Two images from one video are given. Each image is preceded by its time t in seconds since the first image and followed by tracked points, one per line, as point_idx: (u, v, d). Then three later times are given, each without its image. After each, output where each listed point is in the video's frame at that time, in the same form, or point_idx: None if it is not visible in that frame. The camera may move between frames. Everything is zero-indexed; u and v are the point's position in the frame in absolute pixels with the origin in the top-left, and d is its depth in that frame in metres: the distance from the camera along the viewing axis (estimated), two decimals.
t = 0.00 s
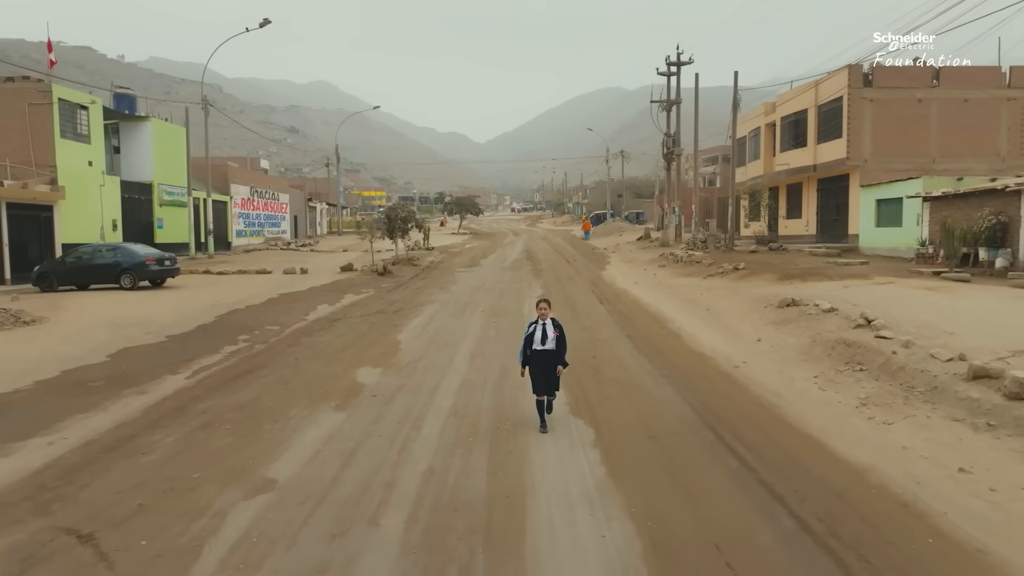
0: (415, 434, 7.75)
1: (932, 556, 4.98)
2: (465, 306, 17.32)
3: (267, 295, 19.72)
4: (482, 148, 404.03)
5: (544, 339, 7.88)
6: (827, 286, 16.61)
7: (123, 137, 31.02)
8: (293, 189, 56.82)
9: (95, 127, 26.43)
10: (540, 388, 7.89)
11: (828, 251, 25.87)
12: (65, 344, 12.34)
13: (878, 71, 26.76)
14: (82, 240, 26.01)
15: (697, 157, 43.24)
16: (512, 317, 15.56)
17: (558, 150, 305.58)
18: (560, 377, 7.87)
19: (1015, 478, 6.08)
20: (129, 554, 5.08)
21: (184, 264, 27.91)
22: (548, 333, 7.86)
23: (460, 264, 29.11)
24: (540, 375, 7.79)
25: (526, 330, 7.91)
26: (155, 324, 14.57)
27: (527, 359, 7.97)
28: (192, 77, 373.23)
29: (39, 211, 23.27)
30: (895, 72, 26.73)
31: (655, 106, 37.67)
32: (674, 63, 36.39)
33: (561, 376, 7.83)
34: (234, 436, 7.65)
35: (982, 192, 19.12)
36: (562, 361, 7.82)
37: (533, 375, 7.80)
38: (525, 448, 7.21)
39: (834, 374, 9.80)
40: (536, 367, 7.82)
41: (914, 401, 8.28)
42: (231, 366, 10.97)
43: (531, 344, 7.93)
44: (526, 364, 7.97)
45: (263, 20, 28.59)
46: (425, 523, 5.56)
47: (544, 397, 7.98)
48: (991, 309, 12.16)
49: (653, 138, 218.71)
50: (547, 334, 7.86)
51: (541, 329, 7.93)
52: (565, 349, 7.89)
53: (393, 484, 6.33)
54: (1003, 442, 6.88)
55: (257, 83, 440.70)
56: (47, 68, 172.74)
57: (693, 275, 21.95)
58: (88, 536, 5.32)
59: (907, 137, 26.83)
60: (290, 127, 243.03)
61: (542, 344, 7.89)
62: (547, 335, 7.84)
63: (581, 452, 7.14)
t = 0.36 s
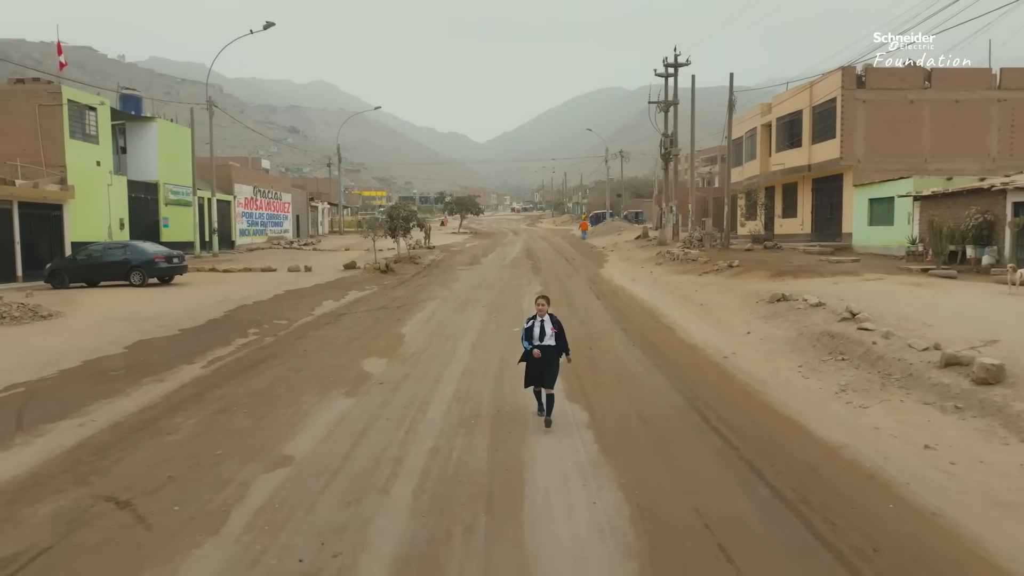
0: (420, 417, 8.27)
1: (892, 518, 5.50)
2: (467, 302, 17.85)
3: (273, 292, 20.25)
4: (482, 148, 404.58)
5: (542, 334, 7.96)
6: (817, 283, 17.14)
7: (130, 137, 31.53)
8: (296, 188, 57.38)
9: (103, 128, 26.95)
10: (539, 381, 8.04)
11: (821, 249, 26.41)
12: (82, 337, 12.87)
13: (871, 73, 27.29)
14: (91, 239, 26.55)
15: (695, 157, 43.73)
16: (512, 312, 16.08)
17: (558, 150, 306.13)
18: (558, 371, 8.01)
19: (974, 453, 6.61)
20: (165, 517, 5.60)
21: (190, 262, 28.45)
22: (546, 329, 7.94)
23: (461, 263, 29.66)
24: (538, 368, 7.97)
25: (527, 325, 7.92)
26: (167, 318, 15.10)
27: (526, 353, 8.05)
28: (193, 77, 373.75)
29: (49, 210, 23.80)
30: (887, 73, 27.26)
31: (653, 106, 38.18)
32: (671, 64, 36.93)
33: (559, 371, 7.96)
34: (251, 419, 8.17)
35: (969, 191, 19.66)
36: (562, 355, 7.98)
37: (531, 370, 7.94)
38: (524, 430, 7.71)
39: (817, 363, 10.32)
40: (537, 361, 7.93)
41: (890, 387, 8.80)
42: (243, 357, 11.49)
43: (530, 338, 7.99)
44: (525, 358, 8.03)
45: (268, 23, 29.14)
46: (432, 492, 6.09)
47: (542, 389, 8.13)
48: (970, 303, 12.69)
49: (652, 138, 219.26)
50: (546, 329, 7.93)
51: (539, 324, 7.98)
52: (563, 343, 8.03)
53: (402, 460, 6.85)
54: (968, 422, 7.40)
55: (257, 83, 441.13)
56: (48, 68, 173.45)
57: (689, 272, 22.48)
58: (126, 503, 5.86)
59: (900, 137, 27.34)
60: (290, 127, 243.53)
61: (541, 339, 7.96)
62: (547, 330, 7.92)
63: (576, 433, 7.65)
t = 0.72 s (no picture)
0: (425, 403, 8.77)
1: (858, 486, 6.01)
2: (468, 298, 18.36)
3: (279, 289, 20.78)
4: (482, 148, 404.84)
5: (541, 328, 8.15)
6: (807, 279, 17.66)
7: (136, 137, 32.04)
8: (298, 188, 57.94)
9: (110, 128, 27.46)
10: (537, 376, 8.07)
11: (816, 247, 26.88)
12: (99, 330, 13.41)
13: (864, 74, 27.83)
14: (99, 237, 27.07)
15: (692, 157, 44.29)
16: (511, 307, 16.60)
17: (558, 151, 306.58)
18: (556, 366, 8.12)
19: (940, 432, 7.12)
20: (193, 487, 6.12)
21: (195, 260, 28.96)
22: (546, 322, 8.13)
23: (462, 261, 30.20)
24: (536, 362, 8.03)
25: (524, 318, 8.14)
26: (179, 313, 15.64)
27: (524, 348, 8.17)
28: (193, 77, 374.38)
29: (58, 209, 24.33)
30: (880, 75, 27.79)
31: (651, 107, 38.68)
32: (669, 66, 37.49)
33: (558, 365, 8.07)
34: (266, 403, 8.68)
35: (957, 190, 20.19)
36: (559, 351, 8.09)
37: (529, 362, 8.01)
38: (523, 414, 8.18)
39: (802, 353, 10.84)
40: (535, 353, 8.04)
41: (869, 374, 9.32)
42: (254, 348, 12.02)
43: (529, 332, 8.15)
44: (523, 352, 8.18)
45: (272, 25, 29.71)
46: (437, 466, 6.61)
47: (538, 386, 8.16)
48: (952, 298, 13.19)
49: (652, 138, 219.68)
50: (545, 323, 8.13)
51: (539, 318, 8.17)
52: (562, 338, 8.19)
53: (408, 439, 7.36)
54: (937, 405, 7.91)
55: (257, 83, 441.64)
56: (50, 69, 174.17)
57: (684, 270, 23.01)
58: (156, 475, 6.38)
59: (892, 138, 27.85)
60: (290, 127, 244.07)
61: (539, 333, 8.14)
62: (545, 324, 8.11)
63: (572, 417, 8.13)
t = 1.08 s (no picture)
0: (429, 390, 9.28)
1: (830, 462, 6.51)
2: (469, 294, 18.88)
3: (284, 286, 21.31)
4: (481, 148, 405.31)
5: (538, 331, 8.03)
6: (799, 276, 18.18)
7: (141, 138, 32.56)
8: (300, 188, 58.50)
9: (117, 129, 27.99)
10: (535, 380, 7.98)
11: (810, 246, 27.41)
12: (114, 324, 13.95)
13: (857, 76, 28.38)
14: (106, 236, 27.61)
15: (690, 157, 44.81)
16: (511, 303, 17.11)
17: (558, 150, 307.02)
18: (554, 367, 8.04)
19: (910, 415, 7.63)
20: (216, 463, 6.62)
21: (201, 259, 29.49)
22: (542, 325, 8.01)
23: (463, 259, 30.71)
24: (533, 366, 7.92)
25: (520, 322, 8.03)
26: (189, 308, 16.17)
27: (521, 351, 8.08)
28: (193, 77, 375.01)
29: (67, 208, 24.86)
30: (873, 76, 28.33)
31: (648, 108, 39.20)
32: (666, 67, 38.02)
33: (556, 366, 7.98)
34: (279, 391, 9.17)
35: (945, 190, 20.70)
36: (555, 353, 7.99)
37: (527, 369, 7.89)
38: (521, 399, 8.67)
39: (788, 345, 11.36)
40: (532, 357, 7.94)
41: (850, 363, 9.83)
42: (264, 341, 12.54)
43: (525, 335, 8.04)
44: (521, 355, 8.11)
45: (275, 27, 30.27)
46: (441, 445, 7.11)
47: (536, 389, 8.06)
48: (935, 293, 13.70)
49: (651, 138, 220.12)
50: (541, 326, 8.01)
51: (535, 321, 8.04)
52: (558, 340, 8.09)
53: (414, 421, 7.87)
54: (910, 391, 8.41)
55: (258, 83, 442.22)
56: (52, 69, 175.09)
57: (680, 268, 23.55)
58: (181, 453, 6.88)
59: (885, 139, 28.35)
60: (291, 127, 244.58)
61: (536, 336, 8.03)
62: (542, 327, 7.98)
63: (567, 403, 8.61)
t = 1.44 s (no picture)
0: (433, 380, 9.78)
1: (805, 444, 7.00)
2: (469, 292, 19.37)
3: (289, 284, 21.80)
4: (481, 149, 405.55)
5: (537, 330, 8.03)
6: (790, 274, 18.68)
7: (147, 139, 33.05)
8: (302, 188, 59.02)
9: (124, 130, 28.48)
10: (535, 375, 8.13)
11: (805, 245, 27.90)
12: (127, 319, 14.45)
13: (851, 78, 28.89)
14: (114, 235, 28.11)
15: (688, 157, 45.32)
16: (510, 300, 17.59)
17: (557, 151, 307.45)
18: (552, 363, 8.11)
19: (884, 401, 8.15)
20: (236, 444, 7.12)
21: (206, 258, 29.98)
22: (541, 324, 7.99)
23: (463, 258, 31.21)
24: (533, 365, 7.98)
25: (520, 320, 8.04)
26: (198, 305, 16.67)
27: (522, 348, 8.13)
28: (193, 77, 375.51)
29: (76, 208, 25.36)
30: (866, 79, 28.85)
31: (646, 109, 39.66)
32: (664, 69, 38.50)
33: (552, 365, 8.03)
34: (290, 381, 9.67)
35: (935, 190, 21.20)
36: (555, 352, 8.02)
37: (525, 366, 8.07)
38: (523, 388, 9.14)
39: (776, 339, 11.86)
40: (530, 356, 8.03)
41: (833, 355, 10.33)
42: (273, 336, 13.05)
43: (525, 333, 8.08)
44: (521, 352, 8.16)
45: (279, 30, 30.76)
46: (444, 429, 7.61)
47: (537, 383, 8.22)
48: (920, 290, 14.20)
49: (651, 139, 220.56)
50: (540, 325, 7.99)
51: (534, 320, 8.03)
52: (558, 337, 8.08)
53: (419, 408, 8.37)
54: (887, 381, 8.92)
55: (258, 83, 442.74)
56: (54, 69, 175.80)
57: (676, 266, 24.05)
58: (203, 435, 7.38)
59: (879, 140, 28.84)
60: (291, 127, 245.03)
61: (535, 335, 8.03)
62: (541, 326, 7.97)
63: (563, 392, 9.11)
